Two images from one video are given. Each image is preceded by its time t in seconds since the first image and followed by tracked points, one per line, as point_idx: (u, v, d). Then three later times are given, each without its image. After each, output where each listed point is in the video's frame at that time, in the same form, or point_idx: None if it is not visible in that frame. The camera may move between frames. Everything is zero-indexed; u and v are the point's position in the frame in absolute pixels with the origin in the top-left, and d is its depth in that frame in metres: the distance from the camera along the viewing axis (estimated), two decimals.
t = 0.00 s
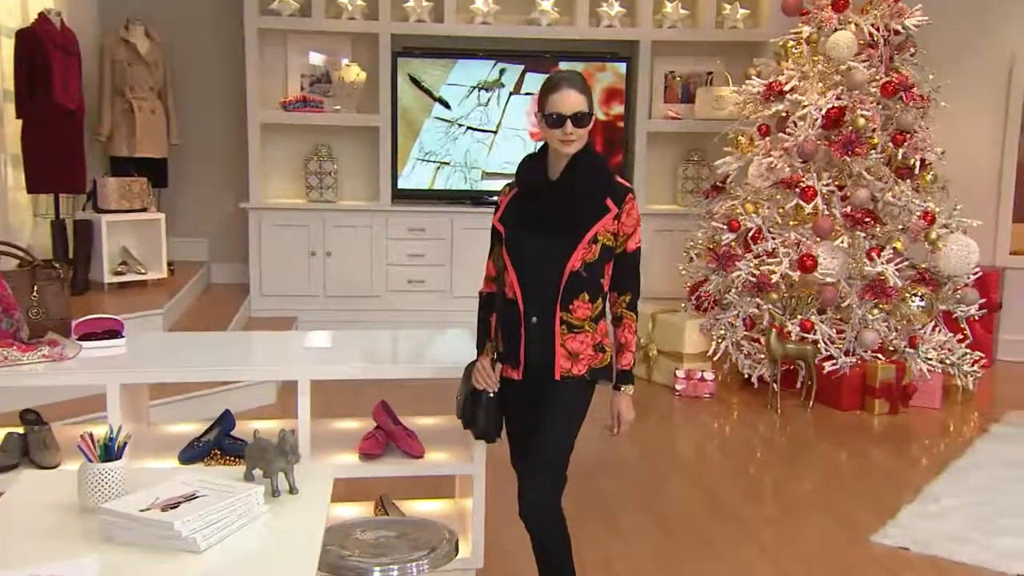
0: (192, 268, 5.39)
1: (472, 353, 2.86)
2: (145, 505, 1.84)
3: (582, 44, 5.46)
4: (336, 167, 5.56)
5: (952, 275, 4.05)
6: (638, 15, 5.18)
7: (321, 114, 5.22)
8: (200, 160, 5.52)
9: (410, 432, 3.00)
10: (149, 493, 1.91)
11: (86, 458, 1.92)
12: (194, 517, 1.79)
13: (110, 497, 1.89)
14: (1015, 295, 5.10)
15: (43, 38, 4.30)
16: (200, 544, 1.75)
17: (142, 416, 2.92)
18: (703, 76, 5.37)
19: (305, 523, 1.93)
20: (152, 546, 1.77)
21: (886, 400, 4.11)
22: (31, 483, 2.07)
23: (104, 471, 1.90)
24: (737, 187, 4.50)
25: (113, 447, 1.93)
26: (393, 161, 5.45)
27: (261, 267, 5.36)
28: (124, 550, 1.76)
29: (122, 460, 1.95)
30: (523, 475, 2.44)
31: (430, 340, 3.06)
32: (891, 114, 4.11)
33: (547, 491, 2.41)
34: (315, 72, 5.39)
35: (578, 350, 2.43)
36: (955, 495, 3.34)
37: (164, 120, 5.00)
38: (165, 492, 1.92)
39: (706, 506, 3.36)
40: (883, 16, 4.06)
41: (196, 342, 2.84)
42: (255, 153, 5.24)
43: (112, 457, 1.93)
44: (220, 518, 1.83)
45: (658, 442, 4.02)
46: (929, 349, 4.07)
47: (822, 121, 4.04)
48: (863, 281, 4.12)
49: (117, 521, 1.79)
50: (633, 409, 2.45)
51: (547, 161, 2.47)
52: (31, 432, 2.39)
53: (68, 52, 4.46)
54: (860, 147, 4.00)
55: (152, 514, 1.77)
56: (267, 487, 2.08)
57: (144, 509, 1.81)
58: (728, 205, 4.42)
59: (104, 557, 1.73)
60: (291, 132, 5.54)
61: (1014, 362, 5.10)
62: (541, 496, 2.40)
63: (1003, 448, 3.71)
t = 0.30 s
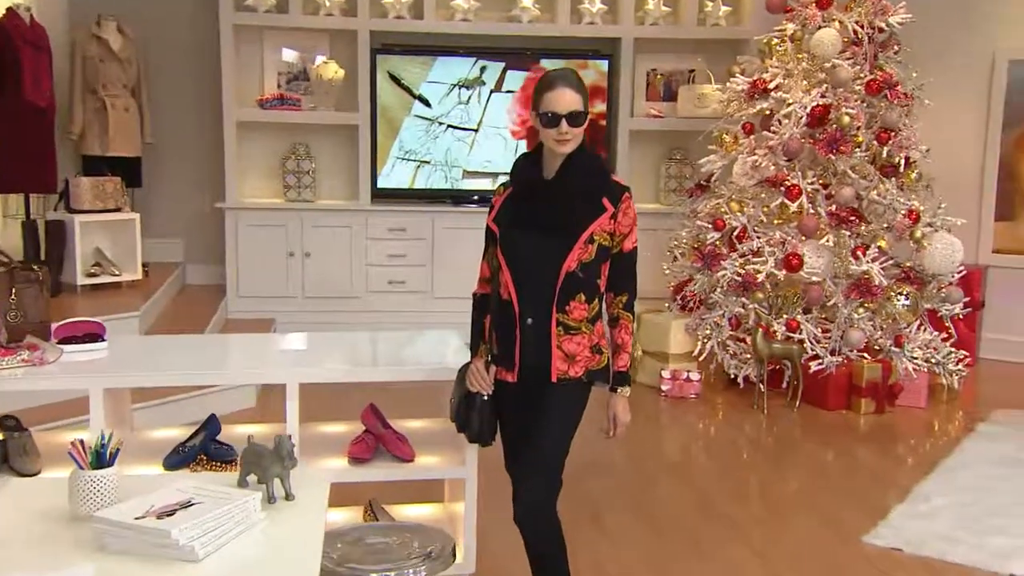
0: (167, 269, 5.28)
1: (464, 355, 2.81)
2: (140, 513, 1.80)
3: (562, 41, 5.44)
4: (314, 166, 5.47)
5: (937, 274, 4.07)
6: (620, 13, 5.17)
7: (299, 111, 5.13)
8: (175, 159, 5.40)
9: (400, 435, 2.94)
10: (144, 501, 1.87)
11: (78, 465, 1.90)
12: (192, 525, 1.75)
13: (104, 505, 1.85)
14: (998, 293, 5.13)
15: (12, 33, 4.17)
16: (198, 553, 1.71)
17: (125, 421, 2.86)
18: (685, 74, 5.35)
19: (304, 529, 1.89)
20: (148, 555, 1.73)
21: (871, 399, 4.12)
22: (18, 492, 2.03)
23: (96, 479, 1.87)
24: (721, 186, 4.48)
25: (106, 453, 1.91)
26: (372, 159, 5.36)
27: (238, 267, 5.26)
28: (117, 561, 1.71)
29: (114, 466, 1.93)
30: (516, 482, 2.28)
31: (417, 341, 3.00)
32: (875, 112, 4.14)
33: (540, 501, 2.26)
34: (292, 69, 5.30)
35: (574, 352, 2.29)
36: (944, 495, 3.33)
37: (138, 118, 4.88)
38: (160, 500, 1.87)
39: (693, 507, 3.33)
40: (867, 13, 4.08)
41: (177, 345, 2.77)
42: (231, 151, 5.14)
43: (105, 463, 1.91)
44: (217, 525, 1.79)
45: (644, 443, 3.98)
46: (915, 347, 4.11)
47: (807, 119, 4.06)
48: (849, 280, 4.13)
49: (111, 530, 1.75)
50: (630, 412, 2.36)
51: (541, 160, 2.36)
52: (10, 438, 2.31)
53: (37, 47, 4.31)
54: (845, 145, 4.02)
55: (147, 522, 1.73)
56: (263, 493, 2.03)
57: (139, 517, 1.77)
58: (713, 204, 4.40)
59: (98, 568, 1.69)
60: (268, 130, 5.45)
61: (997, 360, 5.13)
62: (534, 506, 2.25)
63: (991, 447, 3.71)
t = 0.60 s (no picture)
0: (144, 270, 5.21)
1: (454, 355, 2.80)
2: (139, 518, 1.77)
3: (541, 40, 5.46)
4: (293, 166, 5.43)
5: (916, 272, 4.14)
6: (600, 12, 5.19)
7: (277, 111, 5.08)
8: (152, 158, 5.34)
9: (391, 437, 2.93)
10: (141, 505, 1.84)
11: (74, 469, 1.87)
12: (193, 529, 1.72)
13: (100, 510, 1.82)
14: (974, 291, 5.23)
15: None
16: (199, 557, 1.69)
17: (112, 424, 2.82)
18: (664, 74, 5.40)
19: (304, 533, 1.87)
20: (147, 562, 1.70)
21: (854, 397, 4.17)
22: (10, 496, 2.00)
23: (93, 484, 1.84)
24: (702, 186, 4.53)
25: (102, 457, 1.88)
26: (351, 164, 5.33)
27: (216, 269, 5.20)
28: (117, 566, 1.69)
29: (111, 471, 1.90)
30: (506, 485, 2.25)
31: (407, 340, 2.98)
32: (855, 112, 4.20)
33: (533, 503, 2.22)
34: (271, 68, 5.26)
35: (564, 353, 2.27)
36: (929, 493, 3.38)
37: (114, 117, 4.81)
38: (158, 504, 1.85)
39: (681, 506, 3.34)
40: (846, 14, 4.13)
41: (166, 347, 2.75)
42: (209, 151, 5.08)
43: (101, 468, 1.88)
44: (218, 530, 1.77)
45: (629, 442, 4.00)
46: (895, 345, 4.20)
47: (787, 119, 4.11)
48: (829, 278, 4.20)
49: (110, 535, 1.72)
50: (624, 414, 2.29)
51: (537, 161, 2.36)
52: None
53: (12, 47, 4.23)
54: (826, 145, 4.07)
55: (146, 527, 1.71)
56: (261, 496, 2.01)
57: (138, 522, 1.75)
58: (694, 203, 4.43)
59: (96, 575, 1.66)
60: (246, 130, 5.40)
61: (974, 357, 5.23)
62: (530, 510, 2.22)
63: (973, 445, 3.77)
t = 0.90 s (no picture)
0: (120, 272, 5.14)
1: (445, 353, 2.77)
2: (139, 523, 1.74)
3: (520, 40, 5.47)
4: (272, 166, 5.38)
5: (896, 271, 4.20)
6: (580, 12, 5.21)
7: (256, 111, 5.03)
8: (129, 158, 5.28)
9: (382, 439, 2.90)
10: (140, 510, 1.82)
11: (72, 475, 1.83)
12: (195, 534, 1.70)
13: (97, 515, 1.80)
14: (949, 288, 5.33)
15: None
16: (202, 562, 1.67)
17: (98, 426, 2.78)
18: (644, 74, 5.44)
19: (305, 535, 1.86)
20: (148, 567, 1.68)
21: (836, 395, 4.24)
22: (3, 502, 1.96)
23: (91, 488, 1.81)
24: (684, 185, 4.56)
25: (100, 461, 1.84)
26: (331, 163, 5.30)
27: (194, 271, 5.15)
28: (118, 572, 1.66)
29: (108, 475, 1.87)
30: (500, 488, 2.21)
31: (398, 340, 2.97)
32: (835, 112, 4.25)
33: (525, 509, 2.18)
34: (249, 68, 5.21)
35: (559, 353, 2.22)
36: (913, 490, 3.43)
37: (90, 117, 4.75)
38: (157, 508, 1.82)
39: (666, 504, 3.37)
40: (826, 14, 4.19)
41: (154, 349, 2.70)
42: (186, 151, 5.02)
43: (98, 472, 1.84)
44: (220, 533, 1.75)
45: (613, 442, 4.01)
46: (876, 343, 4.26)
47: (768, 119, 4.14)
48: (810, 277, 4.25)
49: (110, 541, 1.69)
50: (619, 415, 2.23)
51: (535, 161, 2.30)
52: None
53: None
54: (806, 145, 4.13)
55: (147, 532, 1.68)
56: (261, 500, 1.98)
57: (139, 527, 1.72)
58: (676, 202, 4.47)
59: None
60: (224, 129, 5.36)
61: (949, 354, 5.32)
62: (526, 512, 2.18)
63: (954, 442, 3.83)
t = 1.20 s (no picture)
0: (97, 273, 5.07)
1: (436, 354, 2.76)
2: (142, 527, 1.72)
3: (500, 40, 5.48)
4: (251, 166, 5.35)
5: (876, 269, 4.27)
6: (560, 12, 5.23)
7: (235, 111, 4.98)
8: (104, 158, 5.21)
9: (374, 440, 2.88)
10: (141, 514, 1.79)
11: (72, 479, 1.82)
12: (199, 538, 1.68)
13: (98, 520, 1.77)
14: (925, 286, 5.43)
15: None
16: (207, 566, 1.65)
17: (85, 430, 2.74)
18: (623, 74, 5.49)
19: (309, 538, 1.84)
20: (152, 572, 1.65)
21: (818, 394, 4.30)
22: None
23: (92, 492, 1.78)
24: (665, 185, 4.61)
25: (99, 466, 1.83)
26: (311, 162, 5.27)
27: (172, 273, 5.09)
28: None
29: (108, 480, 1.84)
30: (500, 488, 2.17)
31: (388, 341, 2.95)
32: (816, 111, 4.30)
33: (525, 515, 2.15)
34: (227, 68, 5.17)
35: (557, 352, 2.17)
36: (899, 488, 3.48)
37: (66, 117, 4.68)
38: (159, 513, 1.80)
39: (655, 505, 3.38)
40: (806, 14, 4.25)
41: (142, 351, 2.67)
42: (164, 151, 4.96)
43: (97, 477, 1.82)
44: (224, 537, 1.73)
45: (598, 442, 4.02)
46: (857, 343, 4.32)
47: (750, 118, 4.19)
48: (792, 276, 4.30)
49: (112, 547, 1.67)
50: (617, 413, 2.22)
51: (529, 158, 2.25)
52: None
53: None
54: (788, 144, 4.18)
55: (150, 536, 1.66)
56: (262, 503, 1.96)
57: (141, 532, 1.70)
58: (657, 201, 4.51)
59: None
60: (202, 129, 5.30)
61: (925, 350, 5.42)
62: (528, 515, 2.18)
63: (936, 440, 3.90)
